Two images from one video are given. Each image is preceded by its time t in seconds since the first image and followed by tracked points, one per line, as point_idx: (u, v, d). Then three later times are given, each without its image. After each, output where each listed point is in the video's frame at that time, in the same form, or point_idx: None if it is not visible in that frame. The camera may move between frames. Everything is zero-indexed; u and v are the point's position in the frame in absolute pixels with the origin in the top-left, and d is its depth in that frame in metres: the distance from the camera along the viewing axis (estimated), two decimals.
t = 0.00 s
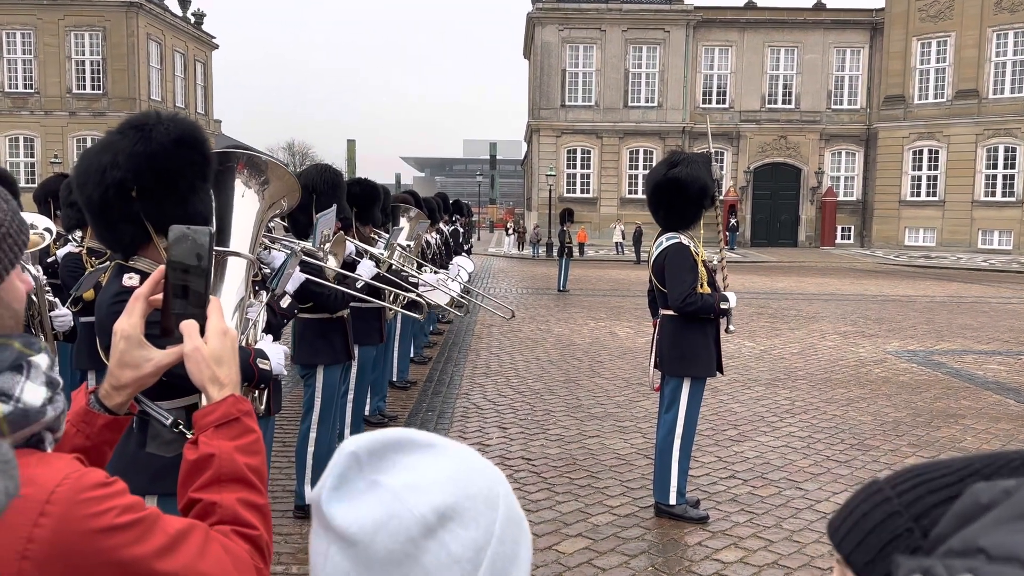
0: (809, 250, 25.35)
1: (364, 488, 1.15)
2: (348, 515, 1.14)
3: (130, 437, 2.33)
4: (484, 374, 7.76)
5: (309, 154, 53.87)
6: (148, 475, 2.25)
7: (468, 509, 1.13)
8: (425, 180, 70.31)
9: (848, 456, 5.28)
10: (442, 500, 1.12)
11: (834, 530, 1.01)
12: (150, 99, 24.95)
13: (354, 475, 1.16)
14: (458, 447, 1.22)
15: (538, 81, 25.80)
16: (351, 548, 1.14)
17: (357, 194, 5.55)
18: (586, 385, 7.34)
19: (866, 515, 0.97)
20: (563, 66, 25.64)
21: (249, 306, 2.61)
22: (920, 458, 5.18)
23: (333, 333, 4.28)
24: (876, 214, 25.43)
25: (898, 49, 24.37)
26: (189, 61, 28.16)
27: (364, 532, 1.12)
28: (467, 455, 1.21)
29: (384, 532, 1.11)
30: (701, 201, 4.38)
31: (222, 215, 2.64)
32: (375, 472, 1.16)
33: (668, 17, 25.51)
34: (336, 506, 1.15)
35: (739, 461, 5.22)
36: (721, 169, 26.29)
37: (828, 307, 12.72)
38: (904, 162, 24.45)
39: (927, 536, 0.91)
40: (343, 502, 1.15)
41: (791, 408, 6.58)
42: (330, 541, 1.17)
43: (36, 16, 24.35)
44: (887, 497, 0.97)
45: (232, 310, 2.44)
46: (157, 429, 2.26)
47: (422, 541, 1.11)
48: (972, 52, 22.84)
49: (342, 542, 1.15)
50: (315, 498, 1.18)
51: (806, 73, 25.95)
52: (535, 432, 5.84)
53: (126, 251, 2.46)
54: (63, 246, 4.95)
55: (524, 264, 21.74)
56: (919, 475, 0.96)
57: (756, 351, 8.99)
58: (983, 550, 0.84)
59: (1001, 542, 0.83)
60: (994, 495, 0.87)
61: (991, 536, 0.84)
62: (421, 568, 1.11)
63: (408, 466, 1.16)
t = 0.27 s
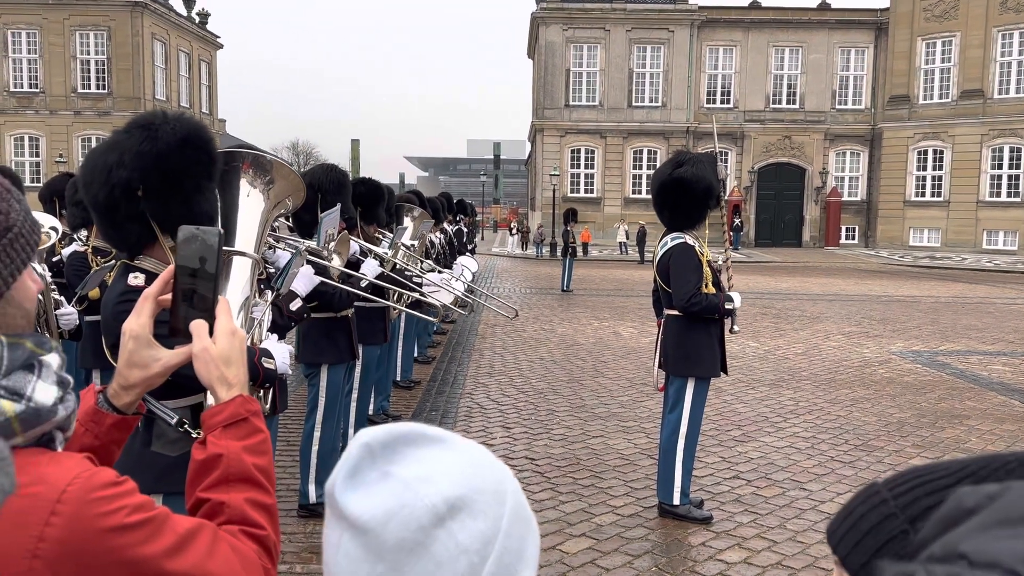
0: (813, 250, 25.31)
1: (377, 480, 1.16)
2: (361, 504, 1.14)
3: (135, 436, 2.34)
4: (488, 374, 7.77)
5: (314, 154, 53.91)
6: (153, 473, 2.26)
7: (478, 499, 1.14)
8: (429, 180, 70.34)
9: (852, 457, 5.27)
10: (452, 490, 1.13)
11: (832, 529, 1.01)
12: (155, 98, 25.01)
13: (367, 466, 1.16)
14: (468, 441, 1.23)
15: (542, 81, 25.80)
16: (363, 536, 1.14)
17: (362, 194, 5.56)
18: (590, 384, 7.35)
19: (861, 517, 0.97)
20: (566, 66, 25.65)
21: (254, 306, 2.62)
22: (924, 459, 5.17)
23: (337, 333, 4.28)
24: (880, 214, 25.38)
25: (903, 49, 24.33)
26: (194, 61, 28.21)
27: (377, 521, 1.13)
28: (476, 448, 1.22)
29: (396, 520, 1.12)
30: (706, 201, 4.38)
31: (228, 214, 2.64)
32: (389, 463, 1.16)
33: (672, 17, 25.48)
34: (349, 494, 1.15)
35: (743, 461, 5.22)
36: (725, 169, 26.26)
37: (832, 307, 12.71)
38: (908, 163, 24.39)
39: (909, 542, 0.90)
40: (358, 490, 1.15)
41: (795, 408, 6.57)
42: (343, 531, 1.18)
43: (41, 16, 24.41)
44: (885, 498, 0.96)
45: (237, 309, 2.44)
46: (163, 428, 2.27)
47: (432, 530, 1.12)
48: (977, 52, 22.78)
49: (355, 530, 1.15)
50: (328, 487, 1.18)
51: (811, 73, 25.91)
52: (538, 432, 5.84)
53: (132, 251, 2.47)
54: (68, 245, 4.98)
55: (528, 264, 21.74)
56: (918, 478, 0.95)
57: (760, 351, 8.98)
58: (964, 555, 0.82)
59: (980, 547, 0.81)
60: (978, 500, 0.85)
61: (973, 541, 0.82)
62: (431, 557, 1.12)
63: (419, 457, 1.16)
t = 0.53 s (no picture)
0: (818, 250, 25.25)
1: (383, 475, 1.15)
2: (368, 500, 1.14)
3: (140, 435, 2.34)
4: (492, 374, 7.76)
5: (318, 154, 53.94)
6: (158, 472, 2.26)
7: (484, 495, 1.14)
8: (433, 180, 70.35)
9: (857, 457, 5.26)
10: (459, 486, 1.12)
11: (837, 524, 0.97)
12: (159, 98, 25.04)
13: (373, 462, 1.16)
14: (476, 439, 1.22)
15: (546, 81, 25.79)
16: (370, 530, 1.14)
17: (367, 193, 5.55)
18: (594, 385, 7.34)
19: (863, 512, 0.93)
20: (571, 66, 25.63)
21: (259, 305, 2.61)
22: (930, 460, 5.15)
23: (341, 333, 4.28)
24: (885, 214, 25.31)
25: (908, 49, 24.28)
26: (198, 61, 28.25)
27: (384, 515, 1.12)
28: (484, 447, 1.21)
29: (402, 514, 1.11)
30: (711, 200, 4.37)
31: (232, 213, 2.63)
32: (394, 459, 1.16)
33: (677, 16, 25.45)
34: (358, 489, 1.15)
35: (747, 461, 5.20)
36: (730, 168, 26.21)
37: (837, 307, 12.68)
38: (914, 162, 24.32)
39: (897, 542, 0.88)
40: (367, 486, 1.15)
41: (799, 408, 6.56)
42: (351, 527, 1.17)
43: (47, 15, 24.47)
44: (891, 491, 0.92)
45: (242, 308, 2.43)
46: (168, 426, 2.28)
47: (439, 525, 1.11)
48: (982, 52, 22.70)
49: (363, 526, 1.15)
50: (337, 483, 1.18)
51: (816, 72, 25.85)
52: (542, 432, 5.83)
53: (137, 250, 2.46)
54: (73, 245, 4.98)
55: (532, 264, 21.71)
56: (918, 477, 0.92)
57: (765, 351, 8.96)
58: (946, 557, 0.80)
59: (966, 557, 0.76)
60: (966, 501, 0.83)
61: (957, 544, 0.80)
62: (438, 552, 1.11)
63: (426, 452, 1.16)
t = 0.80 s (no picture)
0: (823, 250, 25.23)
1: (387, 470, 1.16)
2: (373, 495, 1.14)
3: (146, 435, 2.34)
4: (496, 374, 7.76)
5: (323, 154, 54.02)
6: (164, 472, 2.26)
7: (487, 492, 1.14)
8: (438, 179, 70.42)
9: (862, 458, 5.25)
10: (462, 483, 1.13)
11: (841, 523, 0.98)
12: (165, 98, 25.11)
13: (378, 459, 1.16)
14: (480, 437, 1.22)
15: (550, 81, 25.80)
16: (374, 526, 1.14)
17: (371, 193, 5.56)
18: (599, 384, 7.34)
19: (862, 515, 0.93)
20: (575, 65, 25.63)
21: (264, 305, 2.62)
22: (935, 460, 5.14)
23: (347, 333, 4.29)
24: (890, 214, 25.27)
25: (914, 48, 24.23)
26: (204, 61, 28.32)
27: (388, 511, 1.12)
28: (487, 445, 1.21)
29: (406, 510, 1.11)
30: (715, 200, 4.36)
31: (237, 214, 2.64)
32: (398, 455, 1.16)
33: (682, 16, 25.42)
34: (361, 486, 1.15)
35: (752, 461, 5.20)
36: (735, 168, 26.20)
37: (842, 307, 12.65)
38: (919, 162, 24.26)
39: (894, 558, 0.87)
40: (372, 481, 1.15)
41: (804, 408, 6.55)
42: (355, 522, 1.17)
43: (53, 16, 24.54)
44: (888, 495, 0.92)
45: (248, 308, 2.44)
46: (174, 426, 2.28)
47: (442, 521, 1.12)
48: (988, 51, 22.63)
49: (367, 522, 1.15)
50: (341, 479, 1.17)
51: (821, 72, 25.80)
52: (547, 432, 5.83)
53: (143, 250, 2.46)
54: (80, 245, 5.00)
55: (537, 264, 21.71)
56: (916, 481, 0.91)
57: (770, 351, 8.95)
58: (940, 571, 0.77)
59: (963, 564, 0.75)
60: (965, 512, 0.80)
61: (957, 556, 0.77)
62: (442, 548, 1.11)
63: (430, 449, 1.16)
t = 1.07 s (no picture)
0: (829, 250, 25.16)
1: (411, 474, 1.17)
2: (399, 497, 1.15)
3: (152, 435, 2.35)
4: (501, 374, 7.76)
5: (327, 154, 54.06)
6: (169, 472, 2.26)
7: (506, 493, 1.17)
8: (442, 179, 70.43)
9: (868, 458, 5.23)
10: (486, 485, 1.15)
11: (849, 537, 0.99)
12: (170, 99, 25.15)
13: (402, 462, 1.17)
14: (493, 438, 1.25)
15: (555, 81, 25.77)
16: (403, 529, 1.15)
17: (377, 193, 5.57)
18: (604, 384, 7.33)
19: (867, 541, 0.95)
20: (580, 65, 25.61)
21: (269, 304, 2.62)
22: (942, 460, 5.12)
23: (352, 334, 4.28)
24: (896, 213, 25.20)
25: (920, 47, 24.16)
26: (209, 61, 28.37)
27: (416, 512, 1.13)
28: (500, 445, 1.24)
29: (435, 512, 1.13)
30: (720, 200, 4.35)
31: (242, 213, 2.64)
32: (422, 457, 1.18)
33: (686, 15, 25.38)
34: (386, 488, 1.15)
35: (758, 461, 5.19)
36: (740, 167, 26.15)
37: (848, 307, 12.61)
38: (925, 161, 24.18)
39: None
40: (398, 485, 1.16)
41: (810, 408, 6.53)
42: (377, 527, 1.17)
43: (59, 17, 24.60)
44: (889, 505, 0.94)
45: (253, 309, 2.44)
46: (179, 425, 2.29)
47: (470, 522, 1.14)
48: (995, 49, 22.53)
49: (392, 526, 1.15)
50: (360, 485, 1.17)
51: (827, 71, 25.74)
52: (552, 432, 5.82)
53: (148, 250, 2.46)
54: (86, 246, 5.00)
55: (541, 263, 21.69)
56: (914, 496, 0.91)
57: (775, 351, 8.93)
58: None
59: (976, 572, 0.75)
60: (977, 520, 0.79)
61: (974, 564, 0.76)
62: (470, 550, 1.14)
63: (452, 451, 1.19)
